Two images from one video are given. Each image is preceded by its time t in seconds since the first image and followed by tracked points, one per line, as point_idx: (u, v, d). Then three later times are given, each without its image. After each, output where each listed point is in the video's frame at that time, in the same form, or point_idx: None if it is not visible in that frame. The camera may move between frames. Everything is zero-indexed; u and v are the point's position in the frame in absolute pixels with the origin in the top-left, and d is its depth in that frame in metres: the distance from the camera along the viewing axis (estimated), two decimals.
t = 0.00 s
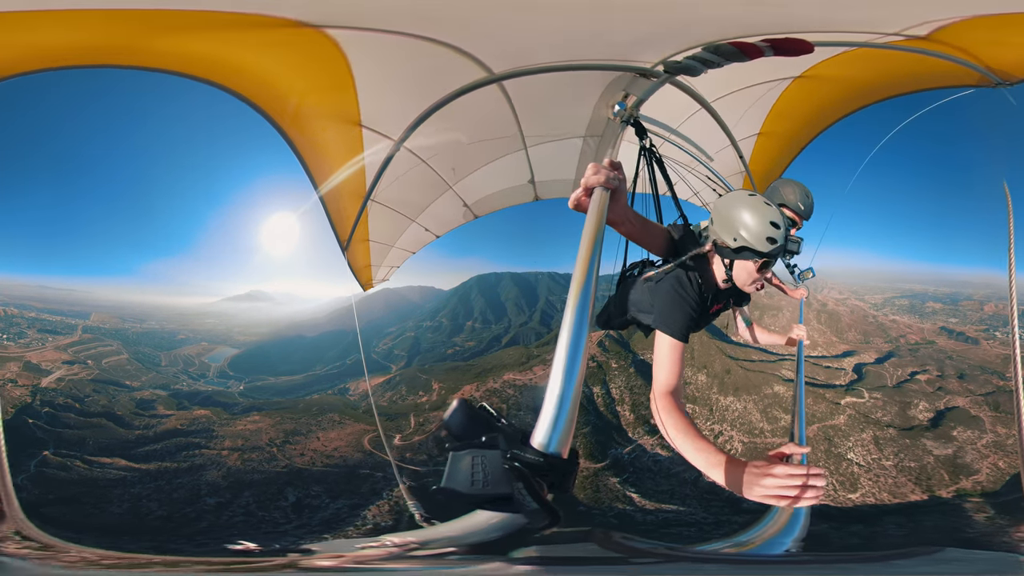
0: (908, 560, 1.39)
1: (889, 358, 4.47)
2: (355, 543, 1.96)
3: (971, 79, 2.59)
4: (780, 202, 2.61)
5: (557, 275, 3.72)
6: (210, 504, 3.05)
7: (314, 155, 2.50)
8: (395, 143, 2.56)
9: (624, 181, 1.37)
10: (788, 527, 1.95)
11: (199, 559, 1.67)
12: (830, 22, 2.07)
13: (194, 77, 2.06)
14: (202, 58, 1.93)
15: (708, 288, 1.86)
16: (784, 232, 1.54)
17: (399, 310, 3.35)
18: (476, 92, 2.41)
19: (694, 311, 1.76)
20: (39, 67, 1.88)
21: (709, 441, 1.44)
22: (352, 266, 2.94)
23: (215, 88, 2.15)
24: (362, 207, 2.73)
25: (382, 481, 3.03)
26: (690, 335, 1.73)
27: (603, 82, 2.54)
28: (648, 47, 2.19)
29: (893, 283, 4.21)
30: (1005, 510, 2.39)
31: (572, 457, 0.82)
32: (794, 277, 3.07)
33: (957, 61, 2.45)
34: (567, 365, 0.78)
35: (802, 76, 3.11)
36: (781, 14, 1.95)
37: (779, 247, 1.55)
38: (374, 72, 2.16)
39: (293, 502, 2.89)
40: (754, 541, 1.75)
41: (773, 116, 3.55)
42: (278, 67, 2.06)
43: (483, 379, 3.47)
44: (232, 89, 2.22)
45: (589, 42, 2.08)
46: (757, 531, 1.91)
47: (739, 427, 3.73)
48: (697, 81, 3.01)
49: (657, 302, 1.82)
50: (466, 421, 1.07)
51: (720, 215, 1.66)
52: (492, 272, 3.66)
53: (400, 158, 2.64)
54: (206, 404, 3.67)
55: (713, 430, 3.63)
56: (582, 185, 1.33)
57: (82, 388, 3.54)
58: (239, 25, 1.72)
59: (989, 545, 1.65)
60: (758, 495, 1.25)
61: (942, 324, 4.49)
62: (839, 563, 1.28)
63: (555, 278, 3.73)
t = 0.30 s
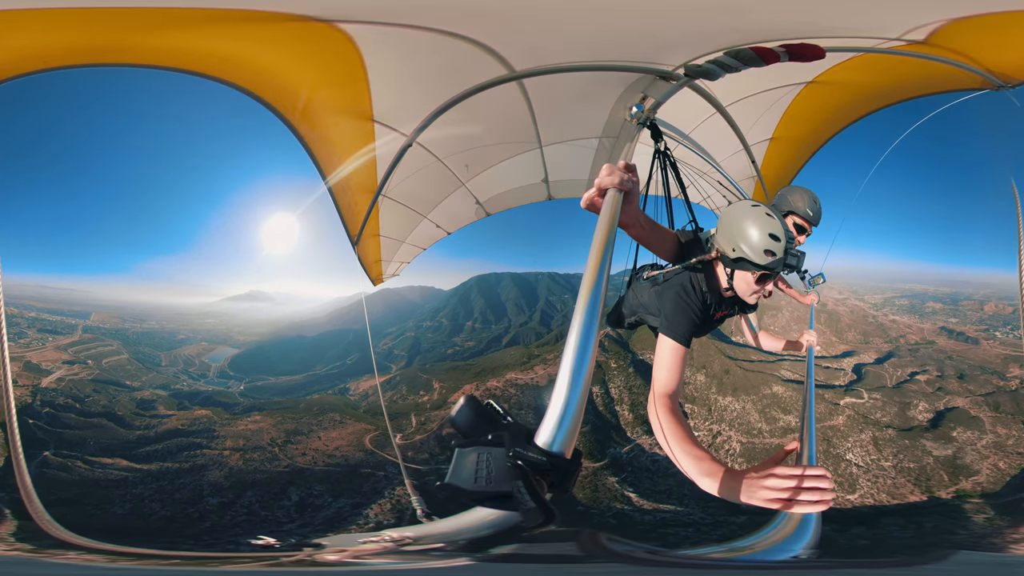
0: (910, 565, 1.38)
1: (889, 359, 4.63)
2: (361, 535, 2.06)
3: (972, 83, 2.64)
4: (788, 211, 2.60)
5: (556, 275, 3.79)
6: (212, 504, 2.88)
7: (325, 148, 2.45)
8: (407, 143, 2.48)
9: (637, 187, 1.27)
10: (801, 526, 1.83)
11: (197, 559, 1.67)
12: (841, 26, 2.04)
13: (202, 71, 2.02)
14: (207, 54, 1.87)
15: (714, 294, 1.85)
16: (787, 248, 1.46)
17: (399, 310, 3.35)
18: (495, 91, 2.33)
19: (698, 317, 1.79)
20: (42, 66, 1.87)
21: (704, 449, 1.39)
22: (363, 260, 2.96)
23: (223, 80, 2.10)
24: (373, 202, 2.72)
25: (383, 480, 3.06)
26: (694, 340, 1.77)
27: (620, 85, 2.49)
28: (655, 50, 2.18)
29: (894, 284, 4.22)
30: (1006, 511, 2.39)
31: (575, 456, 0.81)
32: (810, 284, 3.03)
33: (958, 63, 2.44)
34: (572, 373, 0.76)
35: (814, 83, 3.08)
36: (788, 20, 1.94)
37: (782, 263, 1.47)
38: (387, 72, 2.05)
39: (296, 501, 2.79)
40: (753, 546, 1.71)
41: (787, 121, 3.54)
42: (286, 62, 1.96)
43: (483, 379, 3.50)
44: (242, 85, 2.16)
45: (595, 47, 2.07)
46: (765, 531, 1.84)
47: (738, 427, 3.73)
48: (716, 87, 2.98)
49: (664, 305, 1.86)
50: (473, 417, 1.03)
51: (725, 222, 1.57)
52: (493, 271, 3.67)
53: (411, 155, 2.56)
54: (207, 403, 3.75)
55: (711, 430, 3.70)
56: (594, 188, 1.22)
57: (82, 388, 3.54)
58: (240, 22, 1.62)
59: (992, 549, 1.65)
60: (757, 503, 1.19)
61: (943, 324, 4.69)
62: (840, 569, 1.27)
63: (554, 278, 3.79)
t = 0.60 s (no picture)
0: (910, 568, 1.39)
1: (889, 359, 4.43)
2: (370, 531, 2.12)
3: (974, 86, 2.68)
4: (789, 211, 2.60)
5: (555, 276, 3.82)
6: (216, 504, 3.13)
7: (331, 144, 2.41)
8: (418, 139, 2.45)
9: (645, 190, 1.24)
10: (801, 532, 1.80)
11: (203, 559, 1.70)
12: (854, 27, 2.04)
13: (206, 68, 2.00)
14: (209, 51, 1.85)
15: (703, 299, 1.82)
16: (779, 252, 1.45)
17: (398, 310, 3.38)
18: (507, 90, 2.31)
19: (686, 319, 1.81)
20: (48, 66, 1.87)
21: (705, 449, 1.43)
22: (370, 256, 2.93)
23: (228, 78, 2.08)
24: (381, 196, 2.68)
25: (385, 479, 3.11)
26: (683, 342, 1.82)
27: (636, 86, 2.46)
28: (661, 52, 2.18)
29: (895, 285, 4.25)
30: (1006, 512, 2.40)
31: (577, 454, 0.80)
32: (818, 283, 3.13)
33: (960, 67, 2.46)
34: (576, 374, 0.76)
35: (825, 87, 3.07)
36: (796, 22, 1.94)
37: (773, 268, 1.46)
38: (398, 70, 2.02)
39: (299, 500, 2.93)
40: (743, 549, 1.73)
41: (798, 124, 3.52)
42: (289, 58, 1.92)
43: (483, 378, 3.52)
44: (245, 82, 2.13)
45: (602, 48, 2.07)
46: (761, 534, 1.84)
47: (736, 428, 3.72)
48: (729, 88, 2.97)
49: (654, 307, 1.88)
50: (476, 413, 0.97)
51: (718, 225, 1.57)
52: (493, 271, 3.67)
53: (421, 152, 2.54)
54: (207, 403, 3.64)
55: (709, 430, 3.66)
56: (602, 185, 1.21)
57: (83, 388, 3.55)
58: (240, 17, 1.59)
59: (993, 550, 1.66)
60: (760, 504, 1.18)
61: (942, 324, 4.76)
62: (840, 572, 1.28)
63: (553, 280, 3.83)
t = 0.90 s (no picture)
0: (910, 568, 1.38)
1: (888, 360, 4.44)
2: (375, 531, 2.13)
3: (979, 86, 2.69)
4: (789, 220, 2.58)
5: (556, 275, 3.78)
6: (218, 504, 3.08)
7: (336, 143, 2.41)
8: (423, 139, 2.44)
9: (652, 188, 1.26)
10: (807, 533, 1.79)
11: (201, 559, 1.71)
12: (859, 27, 2.04)
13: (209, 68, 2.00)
14: (211, 51, 1.85)
15: (699, 304, 1.84)
16: (773, 260, 1.44)
17: (398, 310, 3.26)
18: (512, 89, 2.30)
19: (683, 320, 1.81)
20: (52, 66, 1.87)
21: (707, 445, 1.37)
22: (375, 255, 2.90)
23: (231, 78, 2.09)
24: (386, 196, 2.68)
25: (387, 478, 3.14)
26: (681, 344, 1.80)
27: (640, 86, 2.45)
28: (664, 52, 2.18)
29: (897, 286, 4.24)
30: (1006, 514, 2.39)
31: (581, 455, 0.79)
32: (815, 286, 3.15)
33: (964, 66, 2.45)
34: (581, 378, 0.75)
35: (830, 88, 3.08)
36: (799, 22, 1.94)
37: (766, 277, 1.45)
38: (402, 69, 2.02)
39: (302, 499, 2.93)
40: (749, 550, 1.74)
41: (801, 125, 3.53)
42: (291, 58, 1.92)
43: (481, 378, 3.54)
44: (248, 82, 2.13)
45: (605, 48, 2.06)
46: (767, 534, 1.86)
47: (734, 428, 3.75)
48: (734, 89, 2.96)
49: (652, 309, 1.89)
50: (481, 414, 0.96)
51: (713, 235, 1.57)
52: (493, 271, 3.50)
53: (426, 151, 2.53)
54: (208, 404, 3.59)
55: (708, 430, 3.62)
56: (608, 186, 1.21)
57: (83, 388, 3.52)
58: (242, 17, 1.60)
59: (995, 552, 1.64)
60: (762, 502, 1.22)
61: (942, 324, 4.82)
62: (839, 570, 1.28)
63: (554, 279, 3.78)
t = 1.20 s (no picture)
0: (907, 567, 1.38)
1: (888, 359, 4.52)
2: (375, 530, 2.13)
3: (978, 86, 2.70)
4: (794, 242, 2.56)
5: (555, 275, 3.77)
6: (222, 504, 2.97)
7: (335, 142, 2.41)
8: (423, 140, 2.44)
9: (651, 190, 1.26)
10: (810, 533, 1.79)
11: (198, 558, 1.71)
12: (856, 27, 2.04)
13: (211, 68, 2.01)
14: (211, 50, 1.85)
15: (709, 304, 1.86)
16: (778, 263, 1.45)
17: (398, 310, 3.17)
18: (512, 89, 2.30)
19: (696, 321, 1.80)
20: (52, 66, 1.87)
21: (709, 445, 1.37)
22: (375, 255, 2.91)
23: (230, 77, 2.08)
24: (386, 196, 2.69)
25: (389, 477, 3.10)
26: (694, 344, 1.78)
27: (639, 86, 2.45)
28: (662, 53, 2.18)
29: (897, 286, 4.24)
30: (1006, 515, 2.39)
31: (580, 456, 0.80)
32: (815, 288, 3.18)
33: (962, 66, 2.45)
34: (580, 382, 0.75)
35: (829, 88, 3.09)
36: (796, 22, 1.94)
37: (769, 280, 1.47)
38: (402, 69, 2.03)
39: (304, 499, 2.87)
40: (755, 550, 1.72)
41: (800, 126, 3.53)
42: (292, 58, 1.92)
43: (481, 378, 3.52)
44: (248, 81, 2.13)
45: (603, 48, 2.06)
46: (766, 534, 1.86)
47: (733, 428, 3.74)
48: (733, 90, 2.96)
49: (663, 310, 1.88)
50: (481, 414, 0.95)
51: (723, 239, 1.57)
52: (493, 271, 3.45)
53: (427, 151, 2.53)
54: (208, 404, 3.70)
55: (705, 429, 3.65)
56: (608, 188, 1.23)
57: (83, 388, 3.55)
58: (242, 16, 1.60)
59: (995, 552, 1.63)
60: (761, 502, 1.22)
61: (943, 325, 4.88)
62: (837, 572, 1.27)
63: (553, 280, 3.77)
